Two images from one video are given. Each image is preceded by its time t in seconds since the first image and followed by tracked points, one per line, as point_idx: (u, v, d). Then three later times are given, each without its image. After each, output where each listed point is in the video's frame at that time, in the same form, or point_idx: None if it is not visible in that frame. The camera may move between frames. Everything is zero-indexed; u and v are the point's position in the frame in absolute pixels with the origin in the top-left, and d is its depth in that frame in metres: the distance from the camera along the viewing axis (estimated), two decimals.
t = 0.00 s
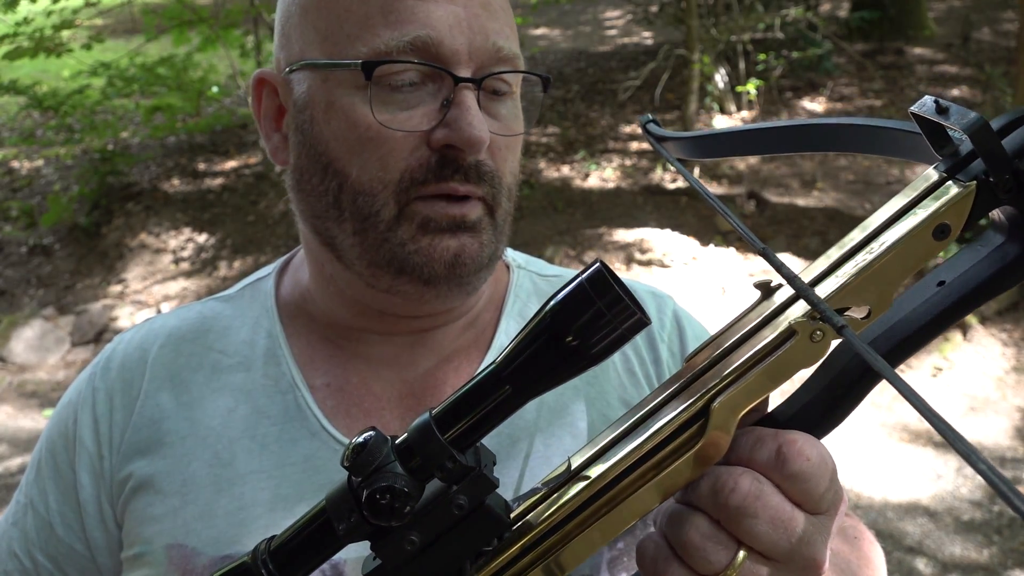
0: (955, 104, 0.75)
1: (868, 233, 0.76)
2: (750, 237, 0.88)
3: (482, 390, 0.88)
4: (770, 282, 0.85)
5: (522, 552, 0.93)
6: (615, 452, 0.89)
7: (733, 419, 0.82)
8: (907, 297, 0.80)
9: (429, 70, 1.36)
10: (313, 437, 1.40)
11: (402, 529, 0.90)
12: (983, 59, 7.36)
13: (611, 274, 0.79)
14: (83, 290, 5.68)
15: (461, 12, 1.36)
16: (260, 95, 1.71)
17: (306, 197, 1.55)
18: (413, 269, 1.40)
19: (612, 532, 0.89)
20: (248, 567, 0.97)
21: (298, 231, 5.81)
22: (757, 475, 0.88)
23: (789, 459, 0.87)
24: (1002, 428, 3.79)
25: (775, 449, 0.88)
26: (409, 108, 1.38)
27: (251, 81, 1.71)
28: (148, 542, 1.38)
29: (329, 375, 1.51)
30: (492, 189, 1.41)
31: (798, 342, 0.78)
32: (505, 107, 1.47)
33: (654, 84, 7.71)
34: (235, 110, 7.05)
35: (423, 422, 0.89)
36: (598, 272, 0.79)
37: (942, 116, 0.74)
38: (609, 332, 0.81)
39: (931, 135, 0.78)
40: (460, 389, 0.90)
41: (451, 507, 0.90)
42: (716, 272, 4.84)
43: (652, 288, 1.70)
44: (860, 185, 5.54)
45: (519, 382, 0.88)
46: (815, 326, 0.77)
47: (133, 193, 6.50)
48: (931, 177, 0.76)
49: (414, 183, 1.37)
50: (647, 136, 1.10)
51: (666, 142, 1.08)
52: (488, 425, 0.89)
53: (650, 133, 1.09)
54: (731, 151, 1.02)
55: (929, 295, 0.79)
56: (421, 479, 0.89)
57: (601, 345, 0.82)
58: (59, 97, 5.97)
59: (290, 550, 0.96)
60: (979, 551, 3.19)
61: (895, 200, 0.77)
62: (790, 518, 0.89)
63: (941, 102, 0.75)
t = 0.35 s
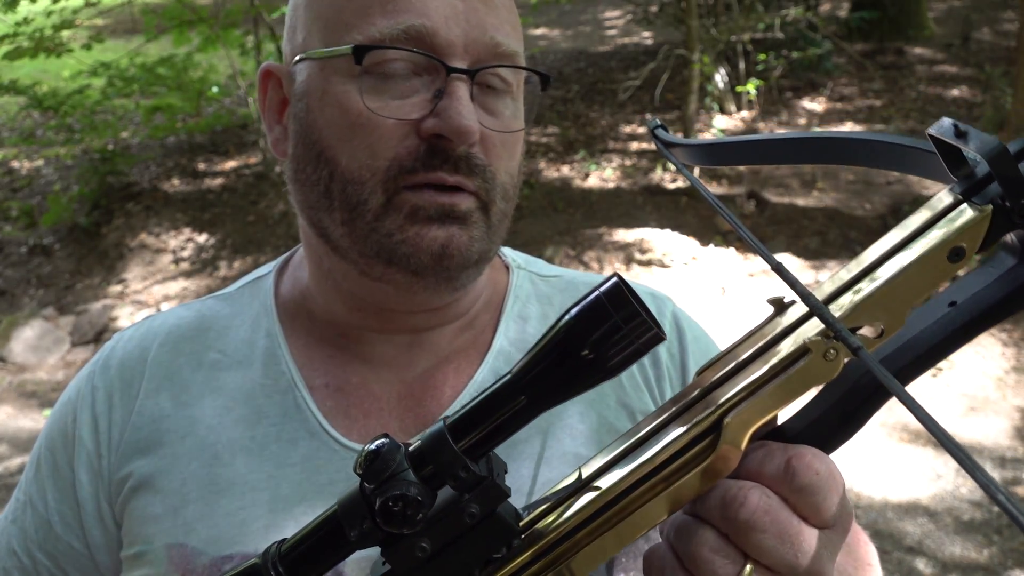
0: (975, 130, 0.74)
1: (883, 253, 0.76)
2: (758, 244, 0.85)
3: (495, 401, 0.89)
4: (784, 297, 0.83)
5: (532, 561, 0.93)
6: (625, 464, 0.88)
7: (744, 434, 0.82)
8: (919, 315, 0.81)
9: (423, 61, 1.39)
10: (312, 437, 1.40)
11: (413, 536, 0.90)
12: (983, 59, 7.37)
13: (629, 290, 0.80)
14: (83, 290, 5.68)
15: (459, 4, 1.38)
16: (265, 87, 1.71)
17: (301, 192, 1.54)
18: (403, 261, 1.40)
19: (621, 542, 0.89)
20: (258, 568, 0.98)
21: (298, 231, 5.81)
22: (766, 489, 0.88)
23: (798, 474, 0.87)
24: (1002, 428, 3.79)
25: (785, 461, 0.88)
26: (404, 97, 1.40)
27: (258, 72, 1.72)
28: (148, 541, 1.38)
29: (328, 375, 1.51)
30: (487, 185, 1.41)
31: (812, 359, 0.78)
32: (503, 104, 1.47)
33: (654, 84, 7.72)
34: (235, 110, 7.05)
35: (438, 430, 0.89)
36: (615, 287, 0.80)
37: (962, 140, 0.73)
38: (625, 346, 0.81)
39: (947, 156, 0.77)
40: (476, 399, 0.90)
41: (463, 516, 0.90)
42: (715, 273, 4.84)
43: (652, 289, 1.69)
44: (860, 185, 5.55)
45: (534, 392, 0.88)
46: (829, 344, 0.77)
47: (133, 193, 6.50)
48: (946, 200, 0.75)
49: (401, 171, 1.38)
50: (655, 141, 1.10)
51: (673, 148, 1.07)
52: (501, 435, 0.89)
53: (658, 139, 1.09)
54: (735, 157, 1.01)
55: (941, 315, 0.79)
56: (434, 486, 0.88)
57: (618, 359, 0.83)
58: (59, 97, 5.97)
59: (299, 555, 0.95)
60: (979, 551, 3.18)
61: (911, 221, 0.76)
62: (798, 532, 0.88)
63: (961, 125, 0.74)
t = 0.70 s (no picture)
0: None
1: (932, 310, 0.72)
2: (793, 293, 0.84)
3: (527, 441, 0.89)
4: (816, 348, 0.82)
5: None
6: (648, 505, 0.90)
7: (768, 490, 0.82)
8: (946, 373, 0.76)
9: (362, 76, 1.36)
10: (314, 434, 1.40)
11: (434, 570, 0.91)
12: (983, 59, 7.38)
13: (670, 343, 0.78)
14: (83, 290, 5.68)
15: (389, 9, 1.35)
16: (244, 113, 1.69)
17: (276, 207, 1.53)
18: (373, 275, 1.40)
19: None
20: None
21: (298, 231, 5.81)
22: (785, 543, 0.87)
23: (819, 531, 0.85)
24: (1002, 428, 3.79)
25: (807, 516, 0.86)
26: (347, 114, 1.38)
27: (237, 98, 1.69)
28: (149, 536, 1.38)
29: (327, 373, 1.50)
30: (448, 189, 1.39)
31: (846, 421, 0.76)
32: (459, 100, 1.42)
33: (654, 84, 7.73)
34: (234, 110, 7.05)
35: (464, 467, 0.90)
36: (657, 338, 0.78)
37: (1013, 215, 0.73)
38: (664, 400, 0.80)
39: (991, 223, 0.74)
40: (505, 440, 0.90)
41: (485, 553, 0.91)
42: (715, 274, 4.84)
43: (656, 291, 1.66)
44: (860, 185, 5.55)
45: (566, 437, 0.87)
46: (864, 407, 0.76)
47: (132, 193, 6.49)
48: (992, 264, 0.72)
49: (355, 190, 1.36)
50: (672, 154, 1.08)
51: (693, 164, 1.06)
52: (526, 479, 0.89)
53: (676, 151, 1.07)
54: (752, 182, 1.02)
55: (968, 376, 0.74)
56: (457, 522, 0.90)
57: (657, 410, 0.81)
58: (60, 97, 5.99)
59: None
60: (979, 551, 3.18)
61: (951, 281, 0.73)
62: None
63: (1014, 199, 0.73)
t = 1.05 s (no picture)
0: None
1: (942, 348, 0.76)
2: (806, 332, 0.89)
3: (537, 465, 0.93)
4: (822, 382, 0.85)
5: None
6: (649, 532, 0.90)
7: (771, 521, 0.84)
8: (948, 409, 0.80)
9: (398, 88, 1.34)
10: (309, 434, 1.40)
11: None
12: (982, 60, 7.39)
13: (681, 376, 0.83)
14: (83, 291, 5.68)
15: (429, 23, 1.34)
16: (241, 110, 1.67)
17: (290, 214, 1.52)
18: (399, 284, 1.40)
19: None
20: None
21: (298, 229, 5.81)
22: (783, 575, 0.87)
23: (821, 566, 0.85)
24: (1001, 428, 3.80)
25: (807, 552, 0.86)
26: (382, 125, 1.36)
27: (233, 95, 1.66)
28: (145, 538, 1.38)
29: (323, 374, 1.50)
30: (477, 201, 1.39)
31: (851, 457, 0.79)
32: (486, 114, 1.42)
33: (654, 84, 7.74)
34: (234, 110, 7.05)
35: (470, 490, 0.94)
36: (668, 371, 0.83)
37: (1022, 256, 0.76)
38: (673, 429, 0.85)
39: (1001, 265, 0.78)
40: (514, 466, 0.95)
41: None
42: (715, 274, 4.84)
43: (656, 291, 1.65)
44: (859, 184, 5.55)
45: (576, 464, 0.92)
46: (870, 444, 0.78)
47: (132, 193, 6.50)
48: (999, 307, 0.75)
49: (391, 200, 1.35)
50: (673, 167, 1.20)
51: (694, 180, 1.18)
52: (532, 503, 0.94)
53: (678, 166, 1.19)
54: (755, 202, 1.13)
55: (971, 414, 0.78)
56: (461, 545, 0.92)
57: (666, 440, 0.86)
58: (60, 97, 5.99)
59: None
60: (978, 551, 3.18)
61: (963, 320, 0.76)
62: None
63: None
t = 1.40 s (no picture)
0: None
1: (946, 349, 0.77)
2: (812, 335, 0.91)
3: (540, 463, 0.94)
4: (828, 383, 0.87)
5: None
6: (657, 531, 0.91)
7: (778, 521, 0.84)
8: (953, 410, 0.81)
9: (350, 84, 1.35)
10: (316, 436, 1.41)
11: None
12: (982, 60, 7.40)
13: (692, 373, 0.84)
14: (83, 290, 5.68)
15: (382, 17, 1.32)
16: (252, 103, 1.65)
17: (274, 207, 1.52)
18: (358, 281, 1.40)
19: None
20: None
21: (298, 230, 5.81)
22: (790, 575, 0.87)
23: (825, 564, 0.85)
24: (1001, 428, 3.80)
25: (813, 550, 0.86)
26: (333, 122, 1.37)
27: (246, 90, 1.65)
28: (149, 539, 1.38)
29: (329, 375, 1.50)
30: (437, 200, 1.38)
31: (858, 455, 0.79)
32: (456, 108, 1.40)
33: (654, 84, 7.74)
34: (234, 110, 7.07)
35: (480, 486, 0.94)
36: (679, 367, 0.84)
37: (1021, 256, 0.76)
38: (681, 425, 0.85)
39: (1004, 269, 0.78)
40: (523, 460, 0.95)
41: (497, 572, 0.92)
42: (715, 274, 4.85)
43: (662, 295, 1.66)
44: (859, 184, 5.55)
45: (585, 459, 0.93)
46: (876, 442, 0.78)
47: (132, 193, 6.49)
48: (1001, 311, 0.76)
49: (342, 197, 1.37)
50: (680, 181, 1.22)
51: (700, 190, 1.20)
52: (537, 501, 0.94)
53: (685, 178, 1.20)
54: (763, 213, 1.15)
55: (975, 416, 0.79)
56: (470, 540, 0.93)
57: (673, 437, 0.87)
58: (60, 97, 5.98)
59: None
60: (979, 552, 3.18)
61: (968, 324, 0.77)
62: None
63: None
